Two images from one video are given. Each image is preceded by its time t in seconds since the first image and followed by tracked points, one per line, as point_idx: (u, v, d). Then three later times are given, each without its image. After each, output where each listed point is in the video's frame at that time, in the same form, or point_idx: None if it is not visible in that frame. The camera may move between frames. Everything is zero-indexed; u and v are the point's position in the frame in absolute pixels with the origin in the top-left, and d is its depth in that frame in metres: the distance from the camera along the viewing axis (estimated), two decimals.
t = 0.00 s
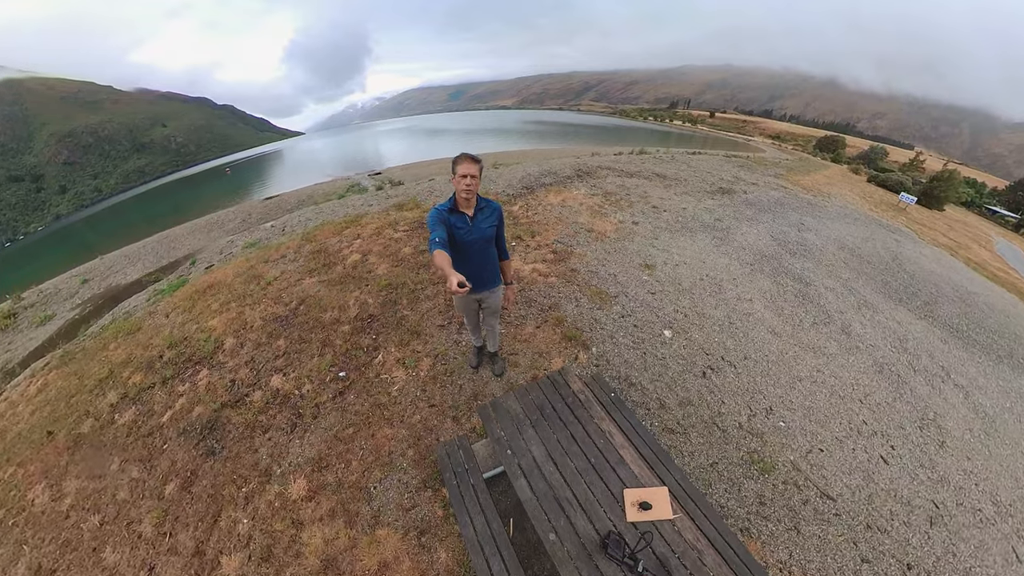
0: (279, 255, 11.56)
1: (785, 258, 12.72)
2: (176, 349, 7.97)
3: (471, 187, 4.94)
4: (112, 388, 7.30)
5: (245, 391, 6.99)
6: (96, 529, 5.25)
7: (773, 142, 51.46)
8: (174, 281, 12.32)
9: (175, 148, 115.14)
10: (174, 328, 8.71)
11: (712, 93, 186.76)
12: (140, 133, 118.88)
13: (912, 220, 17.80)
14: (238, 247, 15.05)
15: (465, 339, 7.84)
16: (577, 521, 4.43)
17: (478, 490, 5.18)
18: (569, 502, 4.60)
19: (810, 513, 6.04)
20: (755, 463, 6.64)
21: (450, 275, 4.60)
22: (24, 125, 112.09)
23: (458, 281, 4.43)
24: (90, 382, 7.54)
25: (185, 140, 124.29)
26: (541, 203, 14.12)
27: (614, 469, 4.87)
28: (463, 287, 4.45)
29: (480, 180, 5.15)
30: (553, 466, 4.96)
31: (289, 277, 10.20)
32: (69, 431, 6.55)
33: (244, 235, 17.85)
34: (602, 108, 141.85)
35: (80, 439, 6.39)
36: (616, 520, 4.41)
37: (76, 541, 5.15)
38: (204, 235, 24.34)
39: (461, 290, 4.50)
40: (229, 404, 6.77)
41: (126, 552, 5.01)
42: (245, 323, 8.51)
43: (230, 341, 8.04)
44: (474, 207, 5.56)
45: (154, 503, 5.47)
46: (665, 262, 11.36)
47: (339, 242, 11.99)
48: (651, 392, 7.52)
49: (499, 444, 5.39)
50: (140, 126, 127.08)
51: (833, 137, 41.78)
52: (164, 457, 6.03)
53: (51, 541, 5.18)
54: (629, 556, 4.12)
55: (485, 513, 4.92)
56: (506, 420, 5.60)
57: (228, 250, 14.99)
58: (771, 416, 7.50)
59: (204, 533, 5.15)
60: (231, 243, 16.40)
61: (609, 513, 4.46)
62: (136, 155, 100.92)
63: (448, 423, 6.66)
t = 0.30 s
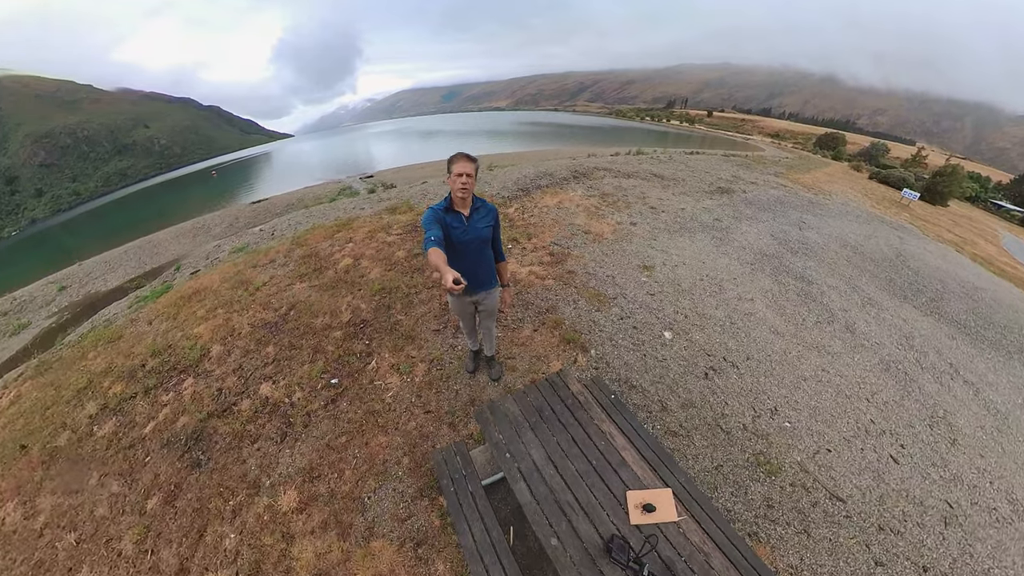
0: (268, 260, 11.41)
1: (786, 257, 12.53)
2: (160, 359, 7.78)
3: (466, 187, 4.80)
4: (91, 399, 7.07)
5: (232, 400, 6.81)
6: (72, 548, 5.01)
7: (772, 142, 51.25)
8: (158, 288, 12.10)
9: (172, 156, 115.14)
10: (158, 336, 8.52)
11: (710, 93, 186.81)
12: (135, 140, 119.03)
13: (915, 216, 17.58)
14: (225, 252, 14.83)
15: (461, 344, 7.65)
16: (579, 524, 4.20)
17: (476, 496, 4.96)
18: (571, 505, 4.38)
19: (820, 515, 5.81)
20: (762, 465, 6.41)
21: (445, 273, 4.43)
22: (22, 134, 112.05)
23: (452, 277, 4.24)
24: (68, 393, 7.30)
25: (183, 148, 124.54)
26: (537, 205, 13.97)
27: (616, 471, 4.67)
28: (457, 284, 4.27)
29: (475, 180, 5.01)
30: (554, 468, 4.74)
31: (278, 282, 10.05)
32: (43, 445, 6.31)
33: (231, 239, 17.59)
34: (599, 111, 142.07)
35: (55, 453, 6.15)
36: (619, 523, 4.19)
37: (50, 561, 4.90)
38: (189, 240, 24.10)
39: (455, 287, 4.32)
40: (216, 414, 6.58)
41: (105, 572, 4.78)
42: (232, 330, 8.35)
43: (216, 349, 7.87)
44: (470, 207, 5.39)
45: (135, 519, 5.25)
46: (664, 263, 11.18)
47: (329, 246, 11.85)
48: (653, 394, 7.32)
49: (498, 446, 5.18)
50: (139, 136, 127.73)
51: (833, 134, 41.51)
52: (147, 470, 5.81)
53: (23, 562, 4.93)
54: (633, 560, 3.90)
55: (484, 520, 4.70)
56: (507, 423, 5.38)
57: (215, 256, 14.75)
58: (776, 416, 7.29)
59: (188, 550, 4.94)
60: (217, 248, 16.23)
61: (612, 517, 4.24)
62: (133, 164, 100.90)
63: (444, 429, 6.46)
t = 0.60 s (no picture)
0: (255, 264, 11.25)
1: (788, 255, 12.33)
2: (142, 367, 7.57)
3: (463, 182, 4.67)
4: (69, 409, 6.85)
5: (219, 408, 6.62)
6: (44, 567, 4.77)
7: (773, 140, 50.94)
8: (139, 294, 11.89)
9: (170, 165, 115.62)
10: (141, 343, 8.31)
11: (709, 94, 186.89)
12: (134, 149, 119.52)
13: (919, 212, 17.36)
14: (212, 257, 14.64)
15: (458, 346, 7.45)
16: (584, 526, 3.96)
17: (476, 502, 4.75)
18: (575, 506, 4.13)
19: (832, 516, 5.58)
20: (770, 466, 6.18)
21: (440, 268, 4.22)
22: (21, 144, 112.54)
23: (447, 272, 4.04)
24: (44, 403, 7.08)
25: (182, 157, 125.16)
26: (533, 206, 13.83)
27: (622, 470, 4.43)
28: (452, 279, 4.07)
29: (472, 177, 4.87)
30: (556, 469, 4.50)
31: (268, 286, 9.89)
32: (15, 459, 6.06)
33: (219, 243, 17.35)
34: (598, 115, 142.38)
35: (29, 466, 5.92)
36: (626, 524, 3.94)
37: None
38: (171, 246, 23.73)
39: (450, 281, 4.10)
40: (201, 423, 6.39)
41: None
42: (219, 336, 8.18)
43: (201, 355, 7.70)
44: (466, 204, 5.22)
45: (114, 535, 5.02)
46: (664, 263, 11.00)
47: (320, 249, 11.71)
48: (655, 395, 7.10)
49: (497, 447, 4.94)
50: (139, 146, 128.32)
51: (834, 132, 41.40)
52: (127, 482, 5.59)
53: None
54: (642, 562, 3.64)
55: (484, 526, 4.48)
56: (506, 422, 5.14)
57: (201, 261, 14.55)
58: (783, 415, 7.06)
59: (170, 566, 4.72)
60: (201, 253, 15.99)
61: (618, 517, 3.99)
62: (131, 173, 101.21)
63: (441, 434, 6.27)
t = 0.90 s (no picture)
0: (242, 269, 11.09)
1: (790, 254, 12.14)
2: (122, 377, 7.36)
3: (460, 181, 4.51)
4: (43, 422, 6.63)
5: (204, 418, 6.42)
6: None
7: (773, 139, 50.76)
8: (119, 301, 11.67)
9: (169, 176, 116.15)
10: (122, 352, 8.11)
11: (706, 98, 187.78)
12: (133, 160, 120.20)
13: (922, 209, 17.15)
14: (197, 262, 14.44)
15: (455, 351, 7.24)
16: (591, 532, 3.73)
17: (476, 511, 4.51)
18: (580, 512, 3.90)
19: (846, 519, 5.32)
20: (780, 468, 5.93)
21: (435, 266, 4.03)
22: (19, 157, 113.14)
23: (443, 271, 3.86)
24: (17, 417, 6.86)
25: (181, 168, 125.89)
26: (530, 208, 13.70)
27: (628, 473, 4.20)
28: (447, 277, 3.89)
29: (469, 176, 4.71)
30: (560, 473, 4.27)
31: (256, 292, 9.72)
32: None
33: (204, 248, 17.08)
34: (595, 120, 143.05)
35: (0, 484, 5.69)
36: (635, 530, 3.70)
37: None
38: (156, 251, 23.41)
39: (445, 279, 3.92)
40: (185, 435, 6.19)
41: None
42: (204, 344, 8.00)
43: (185, 364, 7.52)
44: (464, 203, 5.05)
45: (90, 555, 4.78)
46: (664, 264, 10.82)
47: (310, 253, 11.57)
48: (659, 398, 6.88)
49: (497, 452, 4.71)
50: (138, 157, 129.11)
51: (834, 130, 41.31)
52: (105, 499, 5.36)
53: None
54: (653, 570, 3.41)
55: (486, 537, 4.25)
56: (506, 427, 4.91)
57: (185, 267, 14.36)
58: (790, 416, 6.82)
59: None
60: (188, 258, 15.76)
61: (626, 523, 3.76)
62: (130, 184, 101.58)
63: (438, 442, 6.05)
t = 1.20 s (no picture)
0: (229, 275, 10.93)
1: (792, 253, 11.95)
2: (101, 388, 7.14)
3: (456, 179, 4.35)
4: (14, 437, 6.40)
5: (187, 430, 6.22)
6: None
7: (772, 138, 50.64)
8: (99, 309, 11.48)
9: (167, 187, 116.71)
10: (101, 362, 7.89)
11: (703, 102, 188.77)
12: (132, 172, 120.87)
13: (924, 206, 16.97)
14: (181, 268, 14.25)
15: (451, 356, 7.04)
16: (597, 539, 3.50)
17: (476, 521, 4.28)
18: (585, 519, 3.67)
19: (859, 522, 5.07)
20: (789, 472, 5.68)
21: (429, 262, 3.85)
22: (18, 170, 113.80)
23: (436, 267, 3.68)
24: None
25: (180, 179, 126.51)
26: (525, 210, 13.56)
27: (633, 477, 3.95)
28: (441, 275, 3.70)
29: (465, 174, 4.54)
30: (563, 479, 4.05)
31: (243, 298, 9.55)
32: None
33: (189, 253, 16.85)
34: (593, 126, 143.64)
35: None
36: (643, 536, 3.46)
37: None
38: (137, 258, 23.15)
39: (440, 277, 3.73)
40: (167, 447, 5.98)
41: None
42: (188, 353, 7.81)
43: (168, 373, 7.33)
44: (460, 202, 4.88)
45: None
46: (664, 265, 10.63)
47: (299, 258, 11.42)
48: (662, 401, 6.65)
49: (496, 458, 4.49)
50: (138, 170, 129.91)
51: (833, 129, 41.30)
52: (81, 517, 5.13)
53: None
54: None
55: (487, 548, 4.02)
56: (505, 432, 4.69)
57: (169, 273, 14.18)
58: (797, 417, 6.58)
59: None
60: (175, 263, 15.56)
61: (633, 529, 3.52)
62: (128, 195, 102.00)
63: (434, 451, 5.83)
